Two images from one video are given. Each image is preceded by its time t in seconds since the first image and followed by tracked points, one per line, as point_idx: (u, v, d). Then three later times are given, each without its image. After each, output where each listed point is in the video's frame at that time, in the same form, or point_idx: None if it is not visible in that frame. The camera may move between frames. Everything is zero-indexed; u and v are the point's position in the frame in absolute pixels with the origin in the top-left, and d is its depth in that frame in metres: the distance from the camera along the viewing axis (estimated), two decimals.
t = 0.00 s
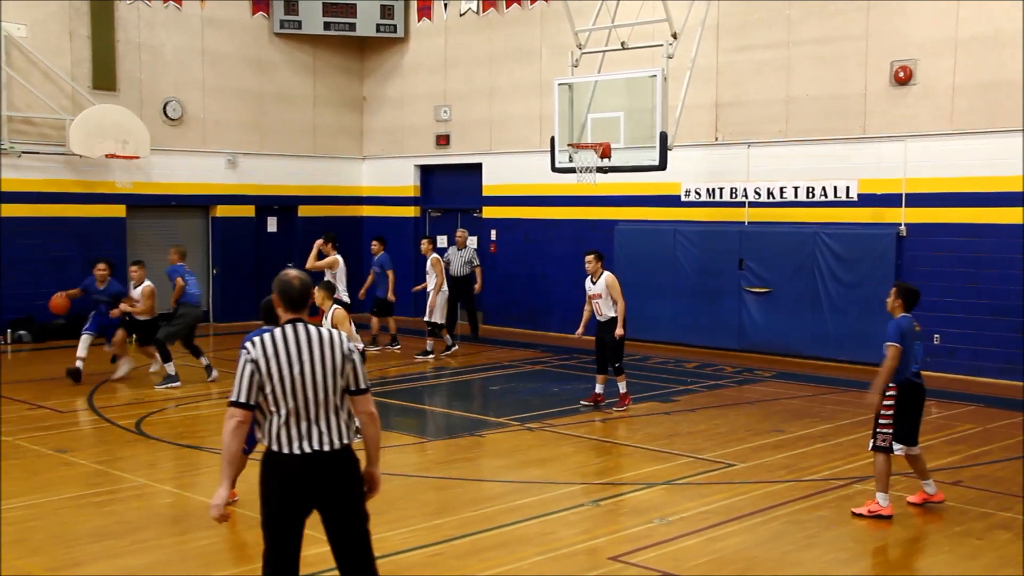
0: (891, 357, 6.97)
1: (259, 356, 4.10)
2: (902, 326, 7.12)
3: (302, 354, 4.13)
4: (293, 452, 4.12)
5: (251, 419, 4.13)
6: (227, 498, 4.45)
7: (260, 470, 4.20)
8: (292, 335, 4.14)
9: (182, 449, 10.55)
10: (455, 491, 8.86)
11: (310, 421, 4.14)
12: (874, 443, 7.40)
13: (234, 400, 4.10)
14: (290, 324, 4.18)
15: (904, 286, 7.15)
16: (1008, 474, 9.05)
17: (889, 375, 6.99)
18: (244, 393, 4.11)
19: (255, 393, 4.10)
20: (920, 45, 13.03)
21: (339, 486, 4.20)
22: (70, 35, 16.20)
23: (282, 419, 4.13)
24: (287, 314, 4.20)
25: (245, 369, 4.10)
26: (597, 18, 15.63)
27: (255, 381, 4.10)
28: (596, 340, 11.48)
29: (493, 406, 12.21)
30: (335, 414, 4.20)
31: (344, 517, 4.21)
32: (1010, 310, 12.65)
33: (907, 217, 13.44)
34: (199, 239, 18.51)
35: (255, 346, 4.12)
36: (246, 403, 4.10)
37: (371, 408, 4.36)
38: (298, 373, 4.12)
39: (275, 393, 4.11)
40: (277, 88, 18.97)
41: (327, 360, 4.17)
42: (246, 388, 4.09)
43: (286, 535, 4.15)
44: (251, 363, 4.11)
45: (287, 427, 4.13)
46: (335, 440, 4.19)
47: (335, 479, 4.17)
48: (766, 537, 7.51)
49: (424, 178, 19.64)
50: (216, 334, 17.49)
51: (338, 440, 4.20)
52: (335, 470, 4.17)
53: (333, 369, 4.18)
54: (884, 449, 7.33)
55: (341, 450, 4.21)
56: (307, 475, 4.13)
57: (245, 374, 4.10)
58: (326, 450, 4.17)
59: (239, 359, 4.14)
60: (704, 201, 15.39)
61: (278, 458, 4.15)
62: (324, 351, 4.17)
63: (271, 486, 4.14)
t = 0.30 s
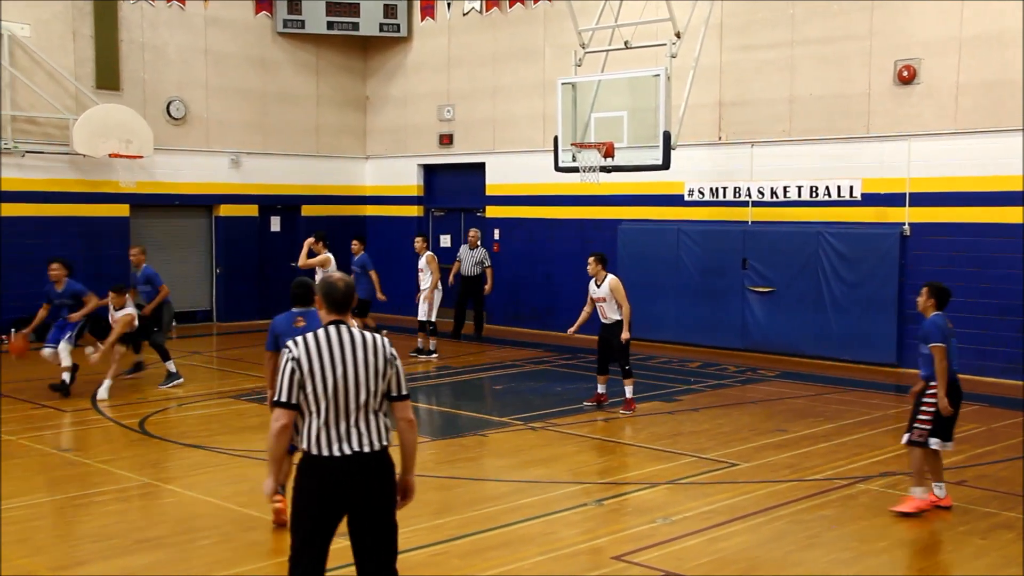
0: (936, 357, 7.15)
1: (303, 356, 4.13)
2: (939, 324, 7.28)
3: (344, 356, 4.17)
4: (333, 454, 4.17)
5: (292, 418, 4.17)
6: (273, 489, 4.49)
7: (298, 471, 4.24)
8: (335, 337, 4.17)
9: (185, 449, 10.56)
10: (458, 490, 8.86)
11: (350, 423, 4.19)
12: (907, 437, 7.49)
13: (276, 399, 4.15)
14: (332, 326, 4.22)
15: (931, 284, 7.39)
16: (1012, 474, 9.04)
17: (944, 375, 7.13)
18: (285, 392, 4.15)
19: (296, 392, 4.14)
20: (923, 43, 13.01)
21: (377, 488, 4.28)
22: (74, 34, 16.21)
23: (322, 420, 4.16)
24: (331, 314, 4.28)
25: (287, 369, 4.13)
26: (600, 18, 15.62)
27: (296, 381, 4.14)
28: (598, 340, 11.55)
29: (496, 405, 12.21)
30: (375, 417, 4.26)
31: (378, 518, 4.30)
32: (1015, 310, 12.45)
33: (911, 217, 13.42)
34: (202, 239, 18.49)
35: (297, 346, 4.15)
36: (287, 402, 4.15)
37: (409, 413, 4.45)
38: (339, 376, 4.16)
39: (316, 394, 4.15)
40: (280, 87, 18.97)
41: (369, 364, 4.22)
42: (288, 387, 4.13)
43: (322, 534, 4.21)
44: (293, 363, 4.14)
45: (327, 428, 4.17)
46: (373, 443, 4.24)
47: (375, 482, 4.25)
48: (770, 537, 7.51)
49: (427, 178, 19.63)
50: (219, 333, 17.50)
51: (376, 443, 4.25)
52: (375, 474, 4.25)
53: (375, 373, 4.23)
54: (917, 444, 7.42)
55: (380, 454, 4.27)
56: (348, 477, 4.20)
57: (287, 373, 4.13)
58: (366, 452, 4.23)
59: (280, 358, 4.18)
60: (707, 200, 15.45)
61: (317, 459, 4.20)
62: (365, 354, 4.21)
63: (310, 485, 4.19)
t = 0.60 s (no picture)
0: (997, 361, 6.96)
1: (336, 355, 4.17)
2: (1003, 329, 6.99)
3: (376, 357, 4.19)
4: (363, 455, 4.19)
5: (323, 417, 4.20)
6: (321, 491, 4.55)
7: (328, 471, 4.27)
8: (366, 337, 4.20)
9: (207, 447, 10.62)
10: (479, 489, 8.87)
11: (381, 424, 4.21)
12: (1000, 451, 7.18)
13: (308, 399, 4.19)
14: (364, 324, 4.25)
15: (989, 286, 7.10)
16: None
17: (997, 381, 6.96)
18: (317, 392, 4.19)
19: (328, 392, 4.17)
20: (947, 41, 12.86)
21: (405, 490, 4.28)
22: (95, 35, 16.30)
23: (353, 420, 4.19)
24: (364, 312, 4.30)
25: (319, 368, 4.17)
26: (620, 17, 15.61)
27: (327, 381, 4.17)
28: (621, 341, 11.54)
29: (517, 404, 12.22)
30: (405, 418, 4.29)
31: (405, 519, 4.28)
32: None
33: (934, 215, 13.35)
34: (223, 238, 18.55)
35: (329, 345, 4.19)
36: (319, 401, 4.19)
37: (441, 415, 4.49)
38: (371, 376, 4.19)
39: (348, 394, 4.18)
40: (299, 86, 19.01)
41: (400, 364, 4.25)
42: (319, 386, 4.17)
43: (350, 534, 4.20)
44: (326, 362, 4.17)
45: (358, 429, 4.20)
46: (403, 444, 4.26)
47: (402, 483, 4.25)
48: (792, 537, 7.49)
49: (446, 176, 19.64)
50: (239, 331, 17.58)
51: (407, 444, 4.27)
52: (403, 475, 4.25)
53: (406, 373, 4.26)
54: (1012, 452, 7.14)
55: (410, 455, 4.28)
56: (377, 477, 4.21)
57: (319, 372, 4.16)
58: (396, 454, 4.24)
59: (313, 357, 4.22)
60: (727, 198, 15.35)
61: (348, 460, 4.22)
62: (397, 355, 4.25)
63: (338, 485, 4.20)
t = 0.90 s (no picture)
0: None
1: (369, 362, 4.18)
2: None
3: (409, 362, 4.23)
4: (396, 459, 4.21)
5: (356, 423, 4.19)
6: (328, 504, 4.47)
7: (358, 476, 4.28)
8: (399, 342, 4.23)
9: (243, 446, 10.70)
10: (512, 490, 8.87)
11: (414, 428, 4.25)
12: None
13: (339, 406, 4.17)
14: (394, 328, 4.28)
15: None
16: None
17: None
18: (349, 399, 4.17)
19: (361, 398, 4.17)
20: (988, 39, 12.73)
21: (434, 491, 4.31)
22: (135, 38, 16.54)
23: (386, 425, 4.21)
24: (392, 315, 4.29)
25: (352, 375, 4.17)
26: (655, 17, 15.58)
27: (361, 387, 4.17)
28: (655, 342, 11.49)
29: (550, 406, 12.20)
30: (437, 421, 4.32)
31: (433, 520, 4.30)
32: None
33: (974, 216, 13.17)
34: (259, 239, 18.68)
35: (361, 352, 4.20)
36: (352, 408, 4.17)
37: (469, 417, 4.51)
38: (404, 381, 4.22)
39: (381, 400, 4.20)
40: (334, 89, 19.11)
41: (433, 369, 4.29)
42: (353, 393, 4.16)
43: (380, 533, 4.25)
44: (359, 369, 4.18)
45: (391, 434, 4.22)
46: (436, 448, 4.29)
47: (431, 483, 4.28)
48: (830, 541, 7.42)
49: (481, 178, 19.66)
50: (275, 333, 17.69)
51: (440, 446, 4.31)
52: (432, 476, 4.28)
53: (437, 377, 4.30)
54: None
55: (441, 457, 4.32)
56: (406, 480, 4.23)
57: (352, 379, 4.16)
58: (429, 457, 4.27)
59: (344, 365, 4.21)
60: (763, 200, 15.20)
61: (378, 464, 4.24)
62: (428, 359, 4.28)
63: (366, 486, 4.24)
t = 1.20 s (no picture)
0: None
1: (381, 366, 4.17)
2: None
3: (420, 366, 4.25)
4: (407, 463, 4.25)
5: (369, 428, 4.18)
6: (344, 510, 4.46)
7: (368, 480, 4.29)
8: (411, 347, 4.23)
9: (258, 448, 10.73)
10: (526, 492, 8.86)
11: (424, 431, 4.28)
12: None
13: (352, 411, 4.14)
14: (403, 331, 4.28)
15: None
16: None
17: None
18: (362, 404, 4.15)
19: (374, 403, 4.16)
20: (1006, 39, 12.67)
21: (444, 493, 4.36)
22: (152, 41, 16.62)
23: (397, 429, 4.23)
24: (399, 317, 4.32)
25: (364, 380, 4.15)
26: (670, 18, 15.55)
27: (374, 392, 4.16)
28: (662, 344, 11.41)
29: (564, 408, 12.19)
30: (446, 423, 4.37)
31: (443, 522, 4.35)
32: None
33: (991, 218, 13.11)
34: (274, 242, 18.74)
35: (373, 356, 4.18)
36: (365, 413, 4.15)
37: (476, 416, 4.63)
38: (416, 386, 4.24)
39: (393, 405, 4.21)
40: (349, 91, 19.15)
41: (443, 373, 4.32)
42: (366, 398, 4.14)
43: (390, 537, 4.27)
44: (371, 374, 4.16)
45: (402, 438, 4.24)
46: (444, 450, 4.34)
47: (441, 485, 4.33)
48: (845, 544, 7.39)
49: (496, 180, 19.66)
50: (290, 334, 17.73)
51: (449, 449, 4.36)
52: (442, 478, 4.33)
53: (447, 380, 4.34)
54: None
55: (449, 459, 4.37)
56: (417, 483, 4.27)
57: (365, 384, 4.14)
58: (438, 460, 4.32)
59: (354, 369, 4.18)
60: (778, 202, 15.17)
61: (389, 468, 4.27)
62: (439, 362, 4.31)
63: (376, 491, 4.27)
